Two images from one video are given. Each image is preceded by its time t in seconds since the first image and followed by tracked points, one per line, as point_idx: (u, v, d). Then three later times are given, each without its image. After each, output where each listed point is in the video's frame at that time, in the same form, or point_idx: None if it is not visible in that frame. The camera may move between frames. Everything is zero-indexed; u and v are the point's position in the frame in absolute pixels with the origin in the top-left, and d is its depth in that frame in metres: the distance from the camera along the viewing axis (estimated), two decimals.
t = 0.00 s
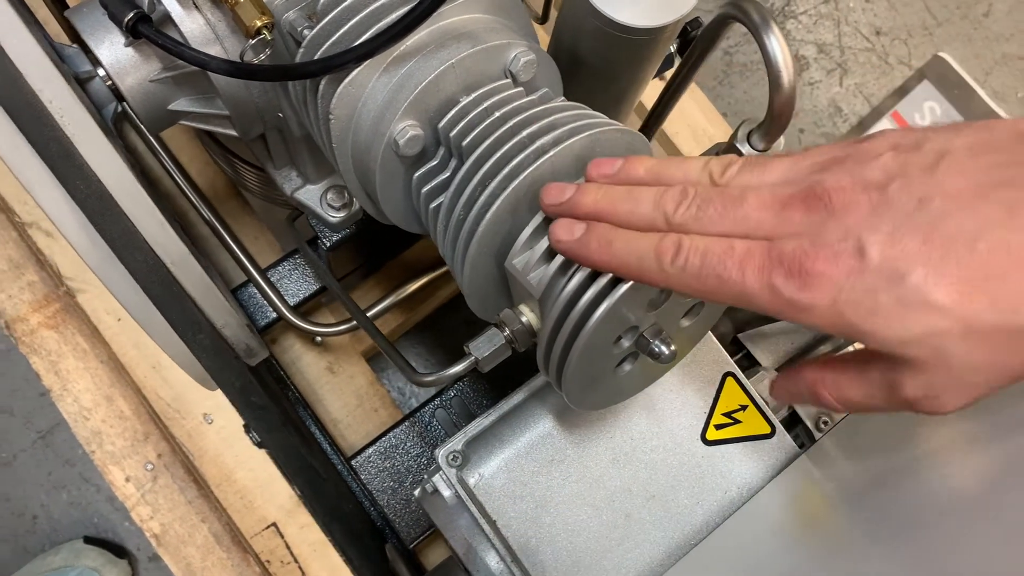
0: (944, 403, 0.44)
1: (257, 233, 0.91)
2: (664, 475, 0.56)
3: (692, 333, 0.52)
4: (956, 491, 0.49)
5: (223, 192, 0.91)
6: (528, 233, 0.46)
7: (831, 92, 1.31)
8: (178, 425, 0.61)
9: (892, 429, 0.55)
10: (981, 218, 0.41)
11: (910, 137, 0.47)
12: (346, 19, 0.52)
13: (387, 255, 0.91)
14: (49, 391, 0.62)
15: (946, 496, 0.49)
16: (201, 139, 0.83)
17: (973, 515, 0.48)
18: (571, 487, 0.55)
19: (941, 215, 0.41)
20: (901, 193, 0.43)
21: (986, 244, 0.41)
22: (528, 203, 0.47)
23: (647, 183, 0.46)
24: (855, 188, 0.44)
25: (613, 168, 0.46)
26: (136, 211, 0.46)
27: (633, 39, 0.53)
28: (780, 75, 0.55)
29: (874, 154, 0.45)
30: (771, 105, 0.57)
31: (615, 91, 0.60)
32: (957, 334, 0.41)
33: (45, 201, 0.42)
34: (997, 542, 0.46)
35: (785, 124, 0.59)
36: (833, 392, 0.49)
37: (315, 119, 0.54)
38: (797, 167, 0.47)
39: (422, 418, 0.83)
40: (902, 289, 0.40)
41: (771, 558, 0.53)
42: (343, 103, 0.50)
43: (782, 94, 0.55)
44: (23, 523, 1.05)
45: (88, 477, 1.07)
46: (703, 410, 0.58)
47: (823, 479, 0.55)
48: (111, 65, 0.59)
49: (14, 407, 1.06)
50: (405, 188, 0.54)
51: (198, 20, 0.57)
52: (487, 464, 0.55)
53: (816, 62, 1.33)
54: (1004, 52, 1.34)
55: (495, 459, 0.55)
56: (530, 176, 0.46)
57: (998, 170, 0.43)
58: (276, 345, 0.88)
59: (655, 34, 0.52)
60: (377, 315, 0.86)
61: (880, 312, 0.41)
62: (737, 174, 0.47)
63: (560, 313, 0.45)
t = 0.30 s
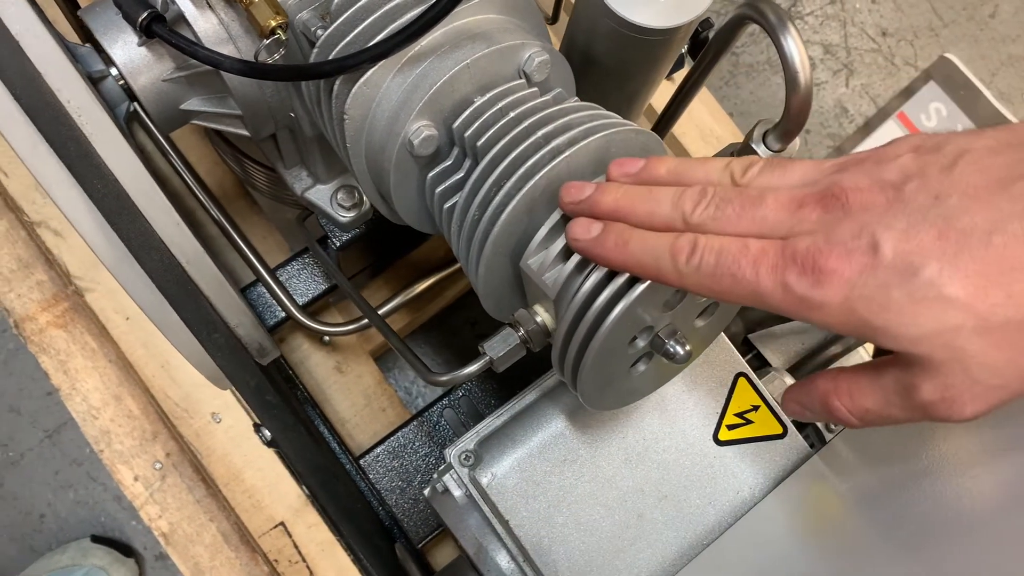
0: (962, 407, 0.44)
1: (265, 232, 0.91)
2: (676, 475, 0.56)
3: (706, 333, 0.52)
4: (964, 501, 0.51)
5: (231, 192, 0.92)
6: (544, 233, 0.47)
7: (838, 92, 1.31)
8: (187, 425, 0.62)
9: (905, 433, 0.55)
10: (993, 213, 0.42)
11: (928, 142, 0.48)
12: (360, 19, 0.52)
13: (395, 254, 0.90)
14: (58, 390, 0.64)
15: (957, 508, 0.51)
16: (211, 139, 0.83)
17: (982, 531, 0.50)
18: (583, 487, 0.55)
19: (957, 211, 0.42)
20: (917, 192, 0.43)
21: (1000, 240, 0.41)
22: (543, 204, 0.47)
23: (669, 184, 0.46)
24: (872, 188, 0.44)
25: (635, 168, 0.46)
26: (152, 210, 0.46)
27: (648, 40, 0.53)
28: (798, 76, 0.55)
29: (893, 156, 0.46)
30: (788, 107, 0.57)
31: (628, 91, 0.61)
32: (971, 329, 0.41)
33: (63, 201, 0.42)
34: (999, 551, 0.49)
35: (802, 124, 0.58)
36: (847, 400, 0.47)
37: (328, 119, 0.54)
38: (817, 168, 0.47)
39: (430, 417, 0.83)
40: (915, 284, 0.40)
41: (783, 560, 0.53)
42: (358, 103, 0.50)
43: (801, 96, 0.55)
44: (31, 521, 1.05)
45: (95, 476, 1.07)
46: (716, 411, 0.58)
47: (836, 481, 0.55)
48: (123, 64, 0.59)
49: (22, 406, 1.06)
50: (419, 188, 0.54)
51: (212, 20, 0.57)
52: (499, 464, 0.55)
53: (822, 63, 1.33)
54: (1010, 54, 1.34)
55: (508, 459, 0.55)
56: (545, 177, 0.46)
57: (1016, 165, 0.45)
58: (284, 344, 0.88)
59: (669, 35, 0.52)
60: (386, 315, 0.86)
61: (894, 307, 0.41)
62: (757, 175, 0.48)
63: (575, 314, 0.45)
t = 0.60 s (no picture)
0: (978, 417, 0.45)
1: (271, 231, 0.91)
2: (686, 475, 0.56)
3: (716, 333, 0.52)
4: (973, 502, 0.51)
5: (238, 192, 0.92)
6: (556, 233, 0.47)
7: (844, 92, 1.30)
8: (193, 425, 0.62)
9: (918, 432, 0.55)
10: (1014, 223, 0.44)
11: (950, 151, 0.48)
12: (370, 18, 0.52)
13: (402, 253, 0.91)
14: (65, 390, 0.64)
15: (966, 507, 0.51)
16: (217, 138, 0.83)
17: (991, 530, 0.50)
18: (593, 487, 0.55)
19: (977, 220, 0.44)
20: (939, 200, 0.44)
21: (1021, 249, 0.43)
22: (554, 203, 0.47)
23: (689, 182, 0.47)
24: (894, 194, 0.44)
25: (656, 166, 0.46)
26: (163, 210, 0.46)
27: (658, 39, 0.53)
28: (811, 75, 0.55)
29: (916, 163, 0.46)
30: (801, 106, 0.57)
31: (637, 90, 0.60)
32: (990, 337, 0.42)
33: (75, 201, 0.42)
34: (1005, 552, 0.48)
35: (814, 123, 0.58)
36: (863, 409, 0.48)
37: (338, 119, 0.54)
38: (838, 174, 0.47)
39: (437, 417, 0.83)
40: (935, 291, 0.41)
41: (793, 560, 0.53)
42: (369, 103, 0.50)
43: (814, 95, 0.55)
44: (37, 521, 1.06)
45: (100, 476, 1.07)
46: (726, 411, 0.58)
47: (846, 481, 0.55)
48: (132, 64, 0.59)
49: (28, 406, 1.06)
50: (428, 187, 0.54)
51: (220, 19, 0.57)
52: (509, 463, 0.55)
53: (828, 63, 1.33)
54: (1016, 53, 1.33)
55: (517, 458, 0.55)
56: (557, 176, 0.46)
57: None
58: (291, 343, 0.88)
59: (679, 34, 0.52)
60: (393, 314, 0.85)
61: (913, 313, 0.42)
62: (779, 178, 0.48)
63: (587, 314, 0.45)
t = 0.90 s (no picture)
0: (991, 433, 0.45)
1: (278, 233, 0.91)
2: (698, 479, 0.56)
3: (729, 337, 0.51)
4: (987, 504, 0.49)
5: (245, 194, 0.92)
6: (568, 235, 0.46)
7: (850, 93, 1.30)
8: (200, 426, 0.62)
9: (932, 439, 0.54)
10: None
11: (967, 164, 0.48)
12: (381, 19, 0.52)
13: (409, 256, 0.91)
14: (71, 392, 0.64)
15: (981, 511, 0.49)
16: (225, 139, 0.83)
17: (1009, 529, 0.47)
18: (604, 491, 0.54)
19: (997, 236, 0.43)
20: (959, 214, 0.44)
21: None
22: (566, 205, 0.47)
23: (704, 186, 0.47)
24: (913, 207, 0.44)
25: (671, 167, 0.46)
26: (173, 211, 0.46)
27: (671, 41, 0.53)
28: (827, 77, 0.55)
29: (935, 176, 0.46)
30: (816, 108, 0.56)
31: (648, 91, 0.60)
32: (1008, 353, 0.42)
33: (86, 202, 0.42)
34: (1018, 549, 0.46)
35: (829, 126, 0.58)
36: (874, 419, 0.48)
37: (348, 121, 0.54)
38: (857, 183, 0.47)
39: (444, 419, 0.82)
40: (954, 306, 0.41)
41: (805, 565, 0.53)
42: (380, 104, 0.50)
43: (829, 96, 0.55)
44: (43, 523, 1.06)
45: (106, 478, 1.07)
46: (737, 414, 0.57)
47: (858, 485, 0.55)
48: (140, 65, 0.59)
49: (34, 407, 1.06)
50: (439, 188, 0.54)
51: (229, 20, 0.56)
52: (520, 466, 0.55)
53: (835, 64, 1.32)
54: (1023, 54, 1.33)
55: (528, 461, 0.55)
56: (569, 179, 0.46)
57: None
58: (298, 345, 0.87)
59: (691, 35, 0.52)
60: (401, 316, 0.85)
61: (930, 326, 0.41)
62: (795, 184, 0.47)
63: (600, 317, 0.44)
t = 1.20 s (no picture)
0: (993, 446, 0.45)
1: (282, 237, 0.91)
2: (704, 486, 0.55)
3: (735, 344, 0.51)
4: (993, 516, 0.50)
5: (248, 198, 0.91)
6: (575, 242, 0.46)
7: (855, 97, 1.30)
8: (203, 431, 0.62)
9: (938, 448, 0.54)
10: None
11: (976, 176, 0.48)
12: (387, 25, 0.52)
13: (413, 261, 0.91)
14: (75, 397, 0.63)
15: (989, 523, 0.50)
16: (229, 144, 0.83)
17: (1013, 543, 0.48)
18: (610, 498, 0.54)
19: (1005, 250, 0.43)
20: (967, 226, 0.44)
21: None
22: (573, 212, 0.47)
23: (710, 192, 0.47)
24: (921, 218, 0.44)
25: (677, 174, 0.46)
26: (178, 216, 0.45)
27: (678, 47, 0.52)
28: (836, 83, 0.54)
29: (944, 187, 0.46)
30: (824, 114, 0.56)
31: (653, 97, 0.60)
32: (1015, 367, 0.42)
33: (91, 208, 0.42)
34: None
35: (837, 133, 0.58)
36: (874, 428, 0.48)
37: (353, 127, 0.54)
38: (863, 193, 0.47)
39: (448, 424, 0.83)
40: (960, 319, 0.41)
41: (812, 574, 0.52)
42: (385, 110, 0.50)
43: (838, 102, 0.55)
44: (45, 527, 1.06)
45: (108, 482, 1.07)
46: (744, 421, 0.57)
47: (869, 495, 0.54)
48: (146, 70, 0.59)
49: (36, 411, 1.06)
50: (445, 194, 0.54)
51: (235, 25, 0.56)
52: (525, 473, 0.54)
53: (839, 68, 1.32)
54: None
55: (533, 468, 0.55)
56: (576, 185, 0.46)
57: None
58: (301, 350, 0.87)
59: (698, 41, 0.52)
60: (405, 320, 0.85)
61: (937, 339, 0.41)
62: (801, 192, 0.47)
63: (607, 324, 0.44)
